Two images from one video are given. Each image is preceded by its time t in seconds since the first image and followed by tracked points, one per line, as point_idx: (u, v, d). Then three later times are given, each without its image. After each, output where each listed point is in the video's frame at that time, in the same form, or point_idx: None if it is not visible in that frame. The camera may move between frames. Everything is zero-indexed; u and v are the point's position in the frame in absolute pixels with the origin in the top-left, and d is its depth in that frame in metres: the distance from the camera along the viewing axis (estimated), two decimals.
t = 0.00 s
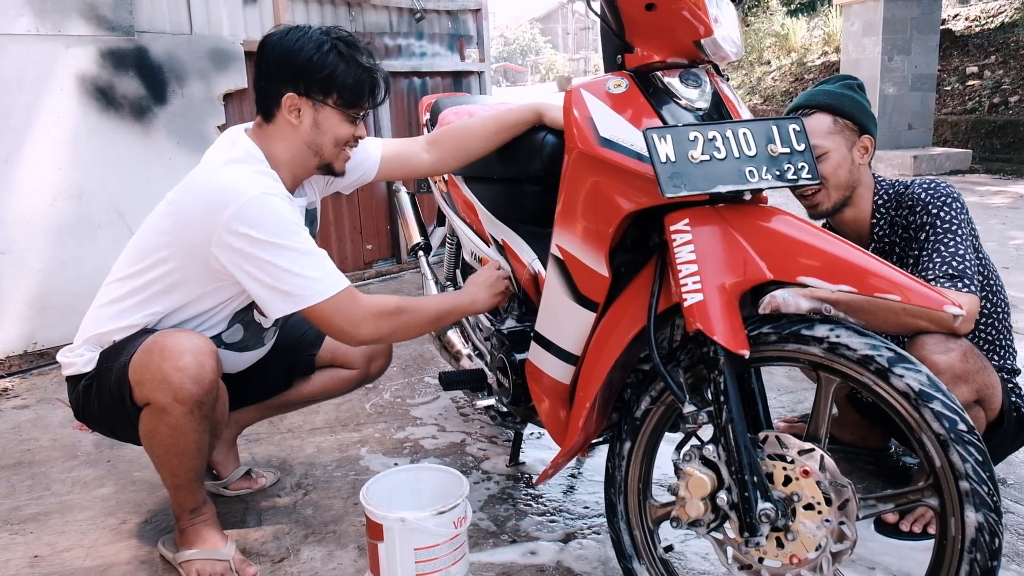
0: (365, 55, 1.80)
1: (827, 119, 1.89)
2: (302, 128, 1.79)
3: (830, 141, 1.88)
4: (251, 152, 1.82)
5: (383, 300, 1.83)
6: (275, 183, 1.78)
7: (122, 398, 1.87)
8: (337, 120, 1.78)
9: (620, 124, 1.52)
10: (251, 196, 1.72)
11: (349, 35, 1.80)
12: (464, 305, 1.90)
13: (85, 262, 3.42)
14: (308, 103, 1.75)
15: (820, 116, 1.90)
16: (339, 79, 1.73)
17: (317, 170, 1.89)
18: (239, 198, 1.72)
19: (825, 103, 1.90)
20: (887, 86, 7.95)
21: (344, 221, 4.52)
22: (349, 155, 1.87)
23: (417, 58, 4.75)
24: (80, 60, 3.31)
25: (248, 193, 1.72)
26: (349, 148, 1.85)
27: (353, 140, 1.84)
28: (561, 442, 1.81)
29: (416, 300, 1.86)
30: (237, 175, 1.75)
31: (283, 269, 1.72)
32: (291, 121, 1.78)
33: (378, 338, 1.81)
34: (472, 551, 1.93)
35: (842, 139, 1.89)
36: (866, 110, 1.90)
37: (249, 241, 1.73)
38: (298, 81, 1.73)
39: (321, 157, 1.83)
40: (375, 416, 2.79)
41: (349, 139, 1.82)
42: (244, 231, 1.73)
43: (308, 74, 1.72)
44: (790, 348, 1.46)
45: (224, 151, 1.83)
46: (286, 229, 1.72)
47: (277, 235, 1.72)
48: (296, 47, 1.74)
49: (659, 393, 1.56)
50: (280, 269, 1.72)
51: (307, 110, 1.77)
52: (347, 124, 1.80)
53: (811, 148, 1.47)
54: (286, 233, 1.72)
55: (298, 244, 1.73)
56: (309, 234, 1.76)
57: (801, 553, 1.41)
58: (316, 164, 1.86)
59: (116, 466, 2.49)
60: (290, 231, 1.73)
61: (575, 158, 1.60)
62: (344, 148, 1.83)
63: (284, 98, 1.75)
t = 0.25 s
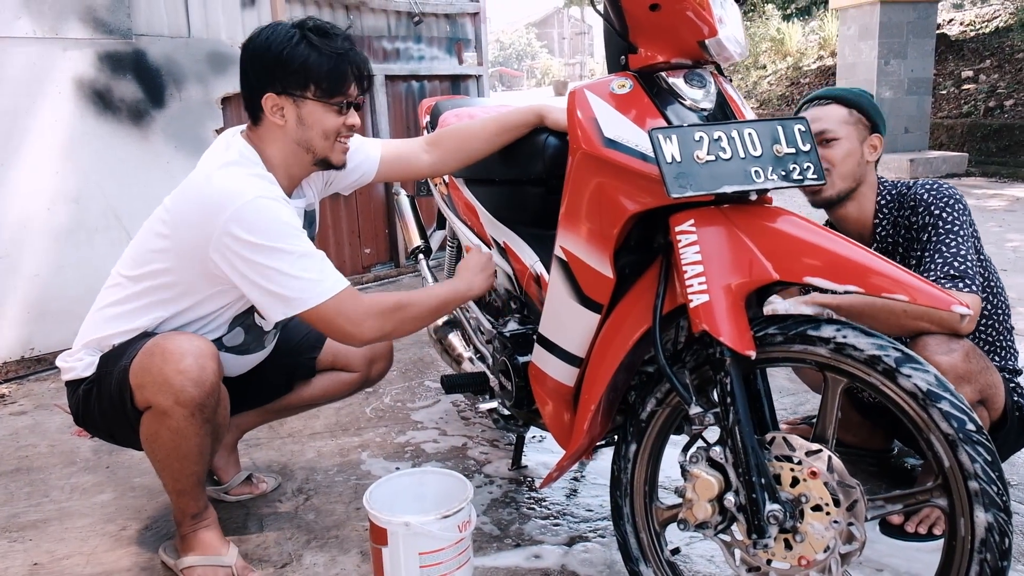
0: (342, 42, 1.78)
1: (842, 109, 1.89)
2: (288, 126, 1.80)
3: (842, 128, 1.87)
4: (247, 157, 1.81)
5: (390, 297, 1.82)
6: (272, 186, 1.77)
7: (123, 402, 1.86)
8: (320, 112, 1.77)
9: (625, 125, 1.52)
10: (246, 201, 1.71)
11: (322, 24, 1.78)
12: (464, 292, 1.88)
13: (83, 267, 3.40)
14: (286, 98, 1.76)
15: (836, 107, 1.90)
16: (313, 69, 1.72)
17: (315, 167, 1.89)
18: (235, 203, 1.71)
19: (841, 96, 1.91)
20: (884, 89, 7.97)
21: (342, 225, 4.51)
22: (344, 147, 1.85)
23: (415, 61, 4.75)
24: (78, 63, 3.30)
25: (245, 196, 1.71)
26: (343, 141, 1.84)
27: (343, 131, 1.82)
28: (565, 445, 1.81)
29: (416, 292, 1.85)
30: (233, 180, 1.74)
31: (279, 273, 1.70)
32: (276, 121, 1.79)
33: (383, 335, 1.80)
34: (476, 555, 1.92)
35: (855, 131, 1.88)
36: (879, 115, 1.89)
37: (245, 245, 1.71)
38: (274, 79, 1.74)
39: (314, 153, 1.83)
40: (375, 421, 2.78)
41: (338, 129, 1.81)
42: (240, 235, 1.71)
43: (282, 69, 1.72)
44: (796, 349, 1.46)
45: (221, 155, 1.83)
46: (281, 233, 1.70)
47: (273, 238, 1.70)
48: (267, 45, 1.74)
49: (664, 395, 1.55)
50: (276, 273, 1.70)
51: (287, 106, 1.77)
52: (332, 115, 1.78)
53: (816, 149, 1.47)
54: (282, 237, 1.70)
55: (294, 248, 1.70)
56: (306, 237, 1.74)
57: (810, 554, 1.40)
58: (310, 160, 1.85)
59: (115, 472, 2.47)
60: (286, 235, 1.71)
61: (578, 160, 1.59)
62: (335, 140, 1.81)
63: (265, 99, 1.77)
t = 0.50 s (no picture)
0: (327, 36, 1.77)
1: (869, 95, 1.91)
2: (283, 128, 1.79)
3: (870, 112, 1.89)
4: (248, 160, 1.80)
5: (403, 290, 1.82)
6: (276, 188, 1.77)
7: (129, 409, 1.85)
8: (313, 109, 1.76)
9: (630, 122, 1.51)
10: (252, 204, 1.70)
11: (306, 20, 1.77)
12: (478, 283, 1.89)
13: (80, 273, 3.39)
14: (277, 100, 1.75)
15: (863, 91, 1.91)
16: (301, 66, 1.71)
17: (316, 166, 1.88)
18: (241, 206, 1.71)
19: (868, 82, 1.93)
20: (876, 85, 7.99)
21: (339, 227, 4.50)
22: (342, 141, 1.84)
23: (410, 63, 4.74)
24: (73, 69, 3.28)
25: (250, 200, 1.71)
26: (341, 137, 1.83)
27: (339, 126, 1.81)
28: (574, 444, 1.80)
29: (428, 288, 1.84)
30: (237, 183, 1.73)
31: (294, 269, 1.71)
32: (271, 124, 1.79)
33: (402, 326, 1.80)
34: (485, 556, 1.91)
35: (879, 117, 1.90)
36: (903, 106, 1.93)
37: (255, 247, 1.71)
38: (264, 82, 1.73)
39: (313, 152, 1.82)
40: (379, 423, 2.77)
41: (334, 125, 1.80)
42: (250, 238, 1.71)
43: (270, 71, 1.72)
44: (806, 344, 1.46)
45: (222, 160, 1.82)
46: (292, 231, 1.71)
47: (285, 237, 1.70)
48: (253, 48, 1.74)
49: (673, 392, 1.55)
50: (291, 270, 1.71)
51: (279, 107, 1.76)
52: (327, 111, 1.78)
53: (823, 143, 1.47)
54: (292, 235, 1.71)
55: (306, 245, 1.71)
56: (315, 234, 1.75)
57: (823, 549, 1.40)
58: (311, 159, 1.85)
59: (118, 478, 2.46)
60: (295, 234, 1.71)
61: (584, 158, 1.59)
62: (332, 136, 1.81)
63: (257, 103, 1.76)
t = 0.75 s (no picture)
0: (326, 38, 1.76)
1: (876, 110, 1.91)
2: (283, 131, 1.79)
3: (876, 129, 1.89)
4: (250, 163, 1.80)
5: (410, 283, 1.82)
6: (279, 188, 1.76)
7: (131, 416, 1.83)
8: (312, 112, 1.75)
9: (641, 132, 1.51)
10: (256, 203, 1.70)
11: (305, 22, 1.77)
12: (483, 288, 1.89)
13: (79, 276, 3.37)
14: (276, 102, 1.75)
15: (871, 106, 1.92)
16: (298, 67, 1.71)
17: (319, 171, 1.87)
18: (244, 208, 1.70)
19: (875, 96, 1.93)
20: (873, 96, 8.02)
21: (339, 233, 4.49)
22: (343, 145, 1.83)
23: (411, 69, 4.75)
24: (74, 71, 3.27)
25: (254, 201, 1.70)
26: (342, 140, 1.82)
27: (340, 128, 1.80)
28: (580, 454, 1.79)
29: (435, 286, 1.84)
30: (239, 186, 1.73)
31: (303, 265, 1.71)
32: (271, 127, 1.79)
33: (411, 320, 1.80)
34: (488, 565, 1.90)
35: (886, 133, 1.89)
36: (911, 121, 1.92)
37: (260, 246, 1.71)
38: (262, 85, 1.73)
39: (314, 156, 1.81)
40: (379, 430, 2.76)
41: (334, 127, 1.79)
42: (254, 237, 1.71)
43: (268, 73, 1.72)
44: (815, 356, 1.45)
45: (224, 163, 1.81)
46: (298, 228, 1.71)
47: (291, 233, 1.70)
48: (253, 50, 1.74)
49: (682, 403, 1.54)
50: (300, 266, 1.71)
51: (279, 110, 1.76)
52: (326, 113, 1.77)
53: (833, 155, 1.47)
54: (298, 232, 1.70)
55: (312, 240, 1.71)
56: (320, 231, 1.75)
57: (831, 562, 1.39)
58: (312, 163, 1.83)
59: (117, 483, 2.44)
60: (301, 232, 1.71)
61: (594, 167, 1.59)
62: (332, 139, 1.79)
63: (257, 107, 1.76)
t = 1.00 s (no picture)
0: (317, 37, 1.74)
1: (868, 118, 1.92)
2: (272, 129, 1.78)
3: (865, 137, 1.90)
4: (246, 164, 1.79)
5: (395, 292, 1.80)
6: (271, 192, 1.75)
7: (130, 418, 1.83)
8: (298, 111, 1.74)
9: (649, 136, 1.51)
10: (246, 207, 1.69)
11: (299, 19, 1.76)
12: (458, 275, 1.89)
13: (75, 276, 3.36)
14: (265, 100, 1.75)
15: (864, 115, 1.93)
16: (282, 64, 1.71)
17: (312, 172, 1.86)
18: (235, 210, 1.69)
19: (871, 104, 1.94)
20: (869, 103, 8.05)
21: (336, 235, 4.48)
22: (333, 145, 1.81)
23: (410, 71, 4.75)
24: (73, 69, 3.26)
25: (245, 204, 1.69)
26: (332, 141, 1.80)
27: (329, 128, 1.78)
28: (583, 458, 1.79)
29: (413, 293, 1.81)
30: (232, 187, 1.71)
31: (286, 276, 1.69)
32: (262, 125, 1.78)
33: (390, 333, 1.77)
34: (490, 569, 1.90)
35: (880, 140, 1.90)
36: (909, 126, 1.91)
37: (245, 252, 1.70)
38: (251, 82, 1.73)
39: (303, 155, 1.80)
40: (378, 432, 2.76)
41: (322, 127, 1.77)
42: (243, 243, 1.69)
43: (256, 70, 1.72)
44: (822, 361, 1.46)
45: (220, 163, 1.80)
46: (283, 237, 1.69)
47: (276, 243, 1.68)
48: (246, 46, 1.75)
49: (687, 407, 1.54)
50: (283, 277, 1.69)
51: (268, 109, 1.76)
52: (312, 113, 1.75)
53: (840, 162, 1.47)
54: (284, 240, 1.68)
55: (296, 251, 1.69)
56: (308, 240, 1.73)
57: (836, 567, 1.39)
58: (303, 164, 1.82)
59: (114, 485, 2.43)
60: (287, 240, 1.69)
61: (601, 171, 1.59)
62: (319, 139, 1.78)
63: (248, 104, 1.77)
